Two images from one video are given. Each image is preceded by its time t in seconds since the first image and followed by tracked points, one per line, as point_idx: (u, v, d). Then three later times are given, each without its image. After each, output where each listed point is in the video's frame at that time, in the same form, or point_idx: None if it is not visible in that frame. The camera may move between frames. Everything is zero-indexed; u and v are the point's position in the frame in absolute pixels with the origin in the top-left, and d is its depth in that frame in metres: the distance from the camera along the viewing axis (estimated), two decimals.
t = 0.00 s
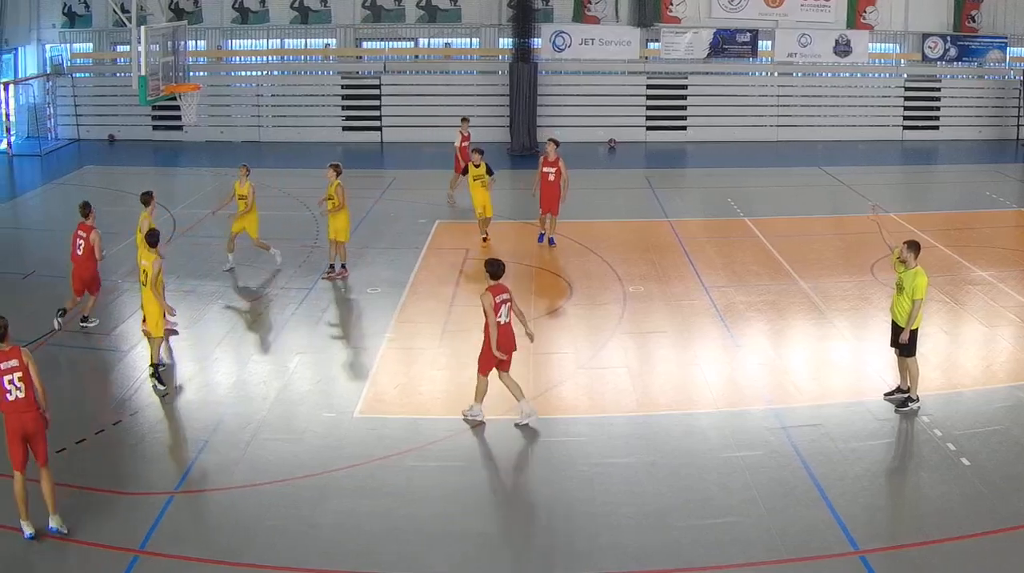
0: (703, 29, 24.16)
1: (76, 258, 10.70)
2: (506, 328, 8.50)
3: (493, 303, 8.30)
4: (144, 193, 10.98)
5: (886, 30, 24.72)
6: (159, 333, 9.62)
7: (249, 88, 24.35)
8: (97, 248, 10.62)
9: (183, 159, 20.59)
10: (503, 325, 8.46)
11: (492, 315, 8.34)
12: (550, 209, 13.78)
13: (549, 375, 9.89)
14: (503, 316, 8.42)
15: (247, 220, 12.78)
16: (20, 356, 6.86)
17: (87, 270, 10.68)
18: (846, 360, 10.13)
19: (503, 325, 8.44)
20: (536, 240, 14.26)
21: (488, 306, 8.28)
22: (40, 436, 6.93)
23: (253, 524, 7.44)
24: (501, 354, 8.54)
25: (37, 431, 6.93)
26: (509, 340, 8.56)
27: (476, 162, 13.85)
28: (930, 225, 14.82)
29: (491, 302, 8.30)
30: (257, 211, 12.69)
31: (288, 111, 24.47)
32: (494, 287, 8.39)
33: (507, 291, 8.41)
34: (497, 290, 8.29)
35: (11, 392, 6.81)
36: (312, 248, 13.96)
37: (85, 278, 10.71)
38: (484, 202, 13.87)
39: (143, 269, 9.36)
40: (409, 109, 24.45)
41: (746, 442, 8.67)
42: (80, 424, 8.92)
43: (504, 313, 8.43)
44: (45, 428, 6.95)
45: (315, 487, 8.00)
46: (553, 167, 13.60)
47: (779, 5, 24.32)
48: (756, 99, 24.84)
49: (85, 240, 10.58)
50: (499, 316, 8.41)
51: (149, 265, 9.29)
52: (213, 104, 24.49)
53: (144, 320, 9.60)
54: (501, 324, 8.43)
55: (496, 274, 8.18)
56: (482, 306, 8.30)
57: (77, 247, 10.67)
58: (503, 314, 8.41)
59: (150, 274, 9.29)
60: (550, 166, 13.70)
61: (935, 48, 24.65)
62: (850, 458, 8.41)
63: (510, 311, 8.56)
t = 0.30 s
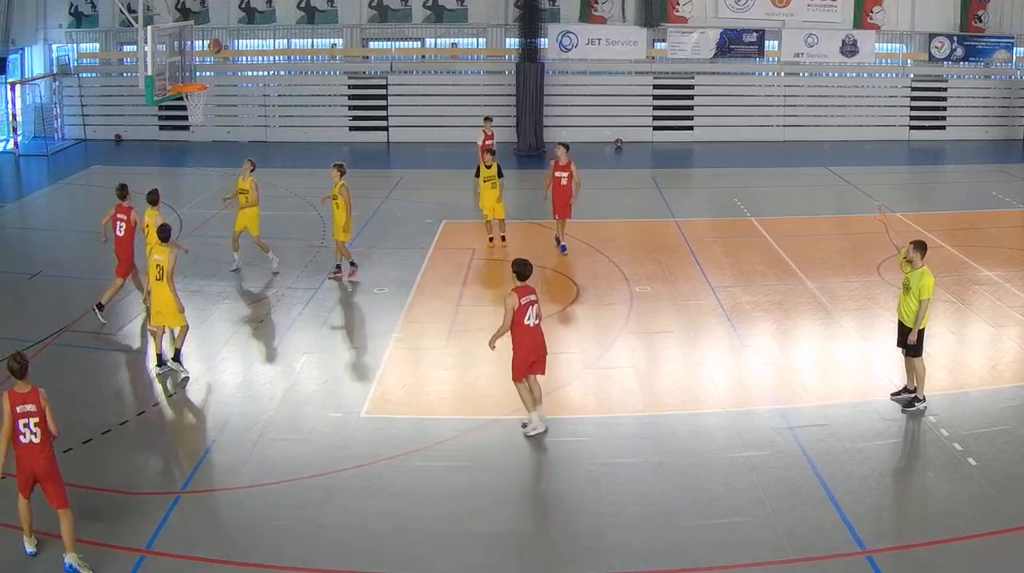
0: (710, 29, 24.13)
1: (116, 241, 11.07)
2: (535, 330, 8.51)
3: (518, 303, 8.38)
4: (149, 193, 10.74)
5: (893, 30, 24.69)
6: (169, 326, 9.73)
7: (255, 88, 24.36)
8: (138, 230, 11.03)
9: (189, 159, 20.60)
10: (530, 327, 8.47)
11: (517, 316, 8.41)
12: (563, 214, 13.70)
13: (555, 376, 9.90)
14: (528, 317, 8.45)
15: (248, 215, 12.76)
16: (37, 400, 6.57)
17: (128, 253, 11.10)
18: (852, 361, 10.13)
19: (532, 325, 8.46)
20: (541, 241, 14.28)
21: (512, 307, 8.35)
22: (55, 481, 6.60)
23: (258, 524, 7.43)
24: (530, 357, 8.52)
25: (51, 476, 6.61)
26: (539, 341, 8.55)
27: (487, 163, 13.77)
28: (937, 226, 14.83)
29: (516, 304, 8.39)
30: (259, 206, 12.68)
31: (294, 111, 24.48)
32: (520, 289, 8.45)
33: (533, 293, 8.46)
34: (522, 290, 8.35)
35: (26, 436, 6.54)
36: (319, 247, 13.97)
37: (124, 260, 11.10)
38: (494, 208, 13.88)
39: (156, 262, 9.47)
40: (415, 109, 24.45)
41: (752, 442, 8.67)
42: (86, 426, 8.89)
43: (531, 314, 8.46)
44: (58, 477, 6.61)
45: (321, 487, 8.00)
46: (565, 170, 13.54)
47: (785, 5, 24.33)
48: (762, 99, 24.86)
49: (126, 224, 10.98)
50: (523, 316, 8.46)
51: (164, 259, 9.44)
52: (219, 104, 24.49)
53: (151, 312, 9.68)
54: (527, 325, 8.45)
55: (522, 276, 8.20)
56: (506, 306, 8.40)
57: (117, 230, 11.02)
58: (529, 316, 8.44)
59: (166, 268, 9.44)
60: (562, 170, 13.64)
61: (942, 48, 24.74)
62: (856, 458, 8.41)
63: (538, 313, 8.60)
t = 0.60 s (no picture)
0: (710, 29, 24.13)
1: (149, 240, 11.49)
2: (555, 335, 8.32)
3: (533, 311, 8.19)
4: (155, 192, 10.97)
5: (893, 30, 24.69)
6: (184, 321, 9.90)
7: (255, 88, 24.37)
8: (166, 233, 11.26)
9: (190, 159, 20.60)
10: (550, 333, 8.27)
11: (533, 323, 8.21)
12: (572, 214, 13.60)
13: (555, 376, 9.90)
14: (545, 323, 8.25)
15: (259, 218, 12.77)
16: (58, 393, 6.42)
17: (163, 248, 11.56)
18: (852, 361, 10.13)
19: (551, 331, 8.25)
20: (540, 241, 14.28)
21: (527, 315, 8.15)
22: (70, 479, 6.44)
23: (259, 525, 7.43)
24: (556, 363, 8.32)
25: (67, 475, 6.44)
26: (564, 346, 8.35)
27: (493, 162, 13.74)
28: (937, 226, 14.83)
29: (530, 311, 8.20)
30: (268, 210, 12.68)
31: (295, 111, 24.48)
32: (533, 294, 8.25)
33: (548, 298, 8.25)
34: (535, 297, 8.15)
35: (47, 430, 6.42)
36: (320, 247, 13.98)
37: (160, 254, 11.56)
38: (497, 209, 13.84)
39: (177, 261, 9.59)
40: (415, 109, 24.45)
41: (752, 442, 8.67)
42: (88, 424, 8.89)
43: (548, 320, 8.25)
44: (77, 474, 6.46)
45: (321, 486, 8.00)
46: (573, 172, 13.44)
47: (785, 5, 24.33)
48: (762, 99, 24.86)
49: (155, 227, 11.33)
50: (540, 324, 8.25)
51: (183, 258, 9.55)
52: (219, 105, 24.50)
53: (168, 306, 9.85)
54: (545, 332, 8.25)
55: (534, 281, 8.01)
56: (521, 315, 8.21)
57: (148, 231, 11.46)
58: (547, 322, 8.23)
59: (185, 267, 9.56)
60: (569, 171, 13.51)
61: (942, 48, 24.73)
62: (856, 458, 8.40)
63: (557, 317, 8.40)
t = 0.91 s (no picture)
0: (710, 29, 24.13)
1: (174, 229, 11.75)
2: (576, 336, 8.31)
3: (557, 311, 8.15)
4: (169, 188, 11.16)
5: (893, 30, 24.69)
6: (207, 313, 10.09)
7: (255, 88, 24.37)
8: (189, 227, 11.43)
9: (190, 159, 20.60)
10: (570, 334, 8.26)
11: (556, 324, 8.18)
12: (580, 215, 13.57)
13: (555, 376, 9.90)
14: (567, 324, 8.23)
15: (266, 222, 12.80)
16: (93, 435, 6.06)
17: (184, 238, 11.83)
18: (852, 361, 10.13)
19: (572, 332, 8.24)
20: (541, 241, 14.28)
21: (552, 315, 8.12)
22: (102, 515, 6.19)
23: (259, 525, 7.42)
24: (573, 363, 8.32)
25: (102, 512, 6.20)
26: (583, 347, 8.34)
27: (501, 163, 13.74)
28: (937, 226, 14.82)
29: (554, 311, 8.16)
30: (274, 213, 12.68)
31: (294, 111, 24.49)
32: (559, 294, 8.22)
33: (573, 300, 8.23)
34: (561, 298, 8.11)
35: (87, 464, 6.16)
36: (320, 247, 13.97)
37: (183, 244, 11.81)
38: (499, 209, 13.85)
39: (196, 253, 9.80)
40: (415, 109, 24.46)
41: (752, 442, 8.67)
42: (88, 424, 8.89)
43: (570, 321, 8.24)
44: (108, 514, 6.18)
45: (321, 486, 8.00)
46: (588, 177, 13.29)
47: (785, 5, 24.33)
48: (762, 99, 24.87)
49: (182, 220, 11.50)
50: (563, 324, 8.23)
51: (203, 250, 9.77)
52: (219, 105, 24.50)
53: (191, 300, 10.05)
54: (566, 333, 8.24)
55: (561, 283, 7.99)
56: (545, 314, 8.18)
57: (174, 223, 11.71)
58: (569, 323, 8.22)
59: (204, 259, 9.77)
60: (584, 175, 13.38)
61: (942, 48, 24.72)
62: (856, 458, 8.40)
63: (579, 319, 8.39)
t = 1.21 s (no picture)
0: (709, 29, 24.13)
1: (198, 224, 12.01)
2: (591, 328, 8.31)
3: (574, 303, 8.13)
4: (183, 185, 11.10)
5: (893, 30, 24.69)
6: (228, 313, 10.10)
7: (255, 88, 24.37)
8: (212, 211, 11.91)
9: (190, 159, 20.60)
10: (585, 327, 8.27)
11: (571, 315, 8.17)
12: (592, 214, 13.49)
13: (555, 376, 9.90)
14: (583, 317, 8.23)
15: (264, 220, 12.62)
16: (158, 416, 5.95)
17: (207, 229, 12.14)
18: (852, 361, 10.13)
19: (586, 325, 8.24)
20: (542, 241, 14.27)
21: (568, 306, 8.11)
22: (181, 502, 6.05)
23: (260, 525, 7.42)
24: (586, 355, 8.34)
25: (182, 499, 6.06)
26: (597, 340, 8.35)
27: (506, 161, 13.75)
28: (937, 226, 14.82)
29: (571, 303, 8.13)
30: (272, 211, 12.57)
31: (294, 111, 24.48)
32: (578, 286, 8.19)
33: (591, 293, 8.21)
34: (578, 290, 8.09)
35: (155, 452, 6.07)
36: (321, 247, 13.97)
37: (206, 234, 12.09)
38: (502, 208, 13.85)
39: (224, 254, 9.82)
40: (415, 109, 24.46)
41: (752, 442, 8.68)
42: (88, 424, 8.89)
43: (586, 314, 8.22)
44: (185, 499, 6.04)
45: (321, 486, 8.00)
46: (605, 176, 13.27)
47: (785, 5, 24.33)
48: (762, 99, 24.87)
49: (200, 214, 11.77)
50: (579, 316, 8.22)
51: (232, 250, 9.80)
52: (219, 105, 24.49)
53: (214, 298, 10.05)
54: (581, 325, 8.24)
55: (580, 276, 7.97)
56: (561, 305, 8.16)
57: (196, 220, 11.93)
58: (585, 316, 8.21)
59: (232, 259, 9.79)
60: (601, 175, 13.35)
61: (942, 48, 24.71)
62: (856, 458, 8.40)
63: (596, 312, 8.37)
